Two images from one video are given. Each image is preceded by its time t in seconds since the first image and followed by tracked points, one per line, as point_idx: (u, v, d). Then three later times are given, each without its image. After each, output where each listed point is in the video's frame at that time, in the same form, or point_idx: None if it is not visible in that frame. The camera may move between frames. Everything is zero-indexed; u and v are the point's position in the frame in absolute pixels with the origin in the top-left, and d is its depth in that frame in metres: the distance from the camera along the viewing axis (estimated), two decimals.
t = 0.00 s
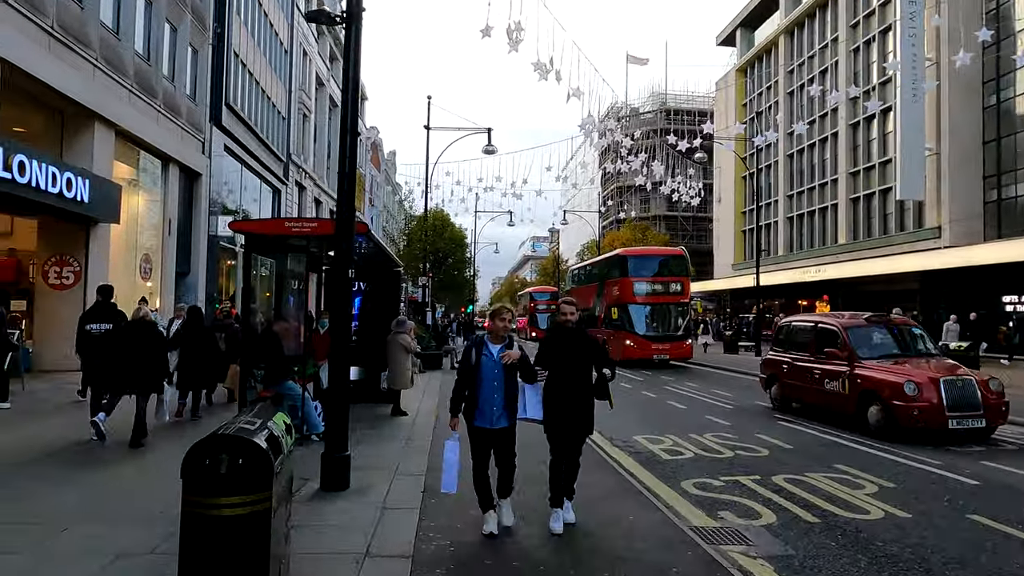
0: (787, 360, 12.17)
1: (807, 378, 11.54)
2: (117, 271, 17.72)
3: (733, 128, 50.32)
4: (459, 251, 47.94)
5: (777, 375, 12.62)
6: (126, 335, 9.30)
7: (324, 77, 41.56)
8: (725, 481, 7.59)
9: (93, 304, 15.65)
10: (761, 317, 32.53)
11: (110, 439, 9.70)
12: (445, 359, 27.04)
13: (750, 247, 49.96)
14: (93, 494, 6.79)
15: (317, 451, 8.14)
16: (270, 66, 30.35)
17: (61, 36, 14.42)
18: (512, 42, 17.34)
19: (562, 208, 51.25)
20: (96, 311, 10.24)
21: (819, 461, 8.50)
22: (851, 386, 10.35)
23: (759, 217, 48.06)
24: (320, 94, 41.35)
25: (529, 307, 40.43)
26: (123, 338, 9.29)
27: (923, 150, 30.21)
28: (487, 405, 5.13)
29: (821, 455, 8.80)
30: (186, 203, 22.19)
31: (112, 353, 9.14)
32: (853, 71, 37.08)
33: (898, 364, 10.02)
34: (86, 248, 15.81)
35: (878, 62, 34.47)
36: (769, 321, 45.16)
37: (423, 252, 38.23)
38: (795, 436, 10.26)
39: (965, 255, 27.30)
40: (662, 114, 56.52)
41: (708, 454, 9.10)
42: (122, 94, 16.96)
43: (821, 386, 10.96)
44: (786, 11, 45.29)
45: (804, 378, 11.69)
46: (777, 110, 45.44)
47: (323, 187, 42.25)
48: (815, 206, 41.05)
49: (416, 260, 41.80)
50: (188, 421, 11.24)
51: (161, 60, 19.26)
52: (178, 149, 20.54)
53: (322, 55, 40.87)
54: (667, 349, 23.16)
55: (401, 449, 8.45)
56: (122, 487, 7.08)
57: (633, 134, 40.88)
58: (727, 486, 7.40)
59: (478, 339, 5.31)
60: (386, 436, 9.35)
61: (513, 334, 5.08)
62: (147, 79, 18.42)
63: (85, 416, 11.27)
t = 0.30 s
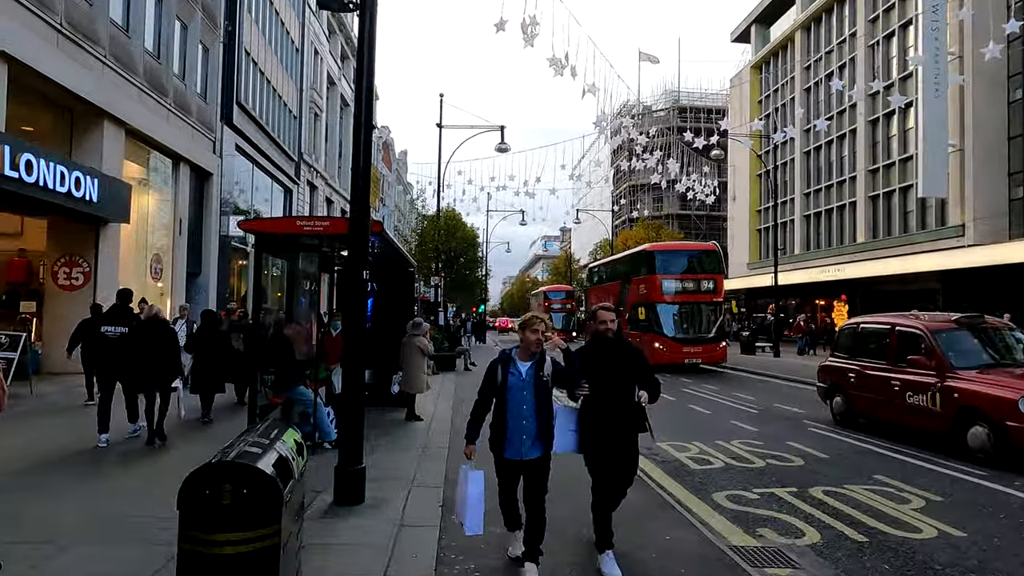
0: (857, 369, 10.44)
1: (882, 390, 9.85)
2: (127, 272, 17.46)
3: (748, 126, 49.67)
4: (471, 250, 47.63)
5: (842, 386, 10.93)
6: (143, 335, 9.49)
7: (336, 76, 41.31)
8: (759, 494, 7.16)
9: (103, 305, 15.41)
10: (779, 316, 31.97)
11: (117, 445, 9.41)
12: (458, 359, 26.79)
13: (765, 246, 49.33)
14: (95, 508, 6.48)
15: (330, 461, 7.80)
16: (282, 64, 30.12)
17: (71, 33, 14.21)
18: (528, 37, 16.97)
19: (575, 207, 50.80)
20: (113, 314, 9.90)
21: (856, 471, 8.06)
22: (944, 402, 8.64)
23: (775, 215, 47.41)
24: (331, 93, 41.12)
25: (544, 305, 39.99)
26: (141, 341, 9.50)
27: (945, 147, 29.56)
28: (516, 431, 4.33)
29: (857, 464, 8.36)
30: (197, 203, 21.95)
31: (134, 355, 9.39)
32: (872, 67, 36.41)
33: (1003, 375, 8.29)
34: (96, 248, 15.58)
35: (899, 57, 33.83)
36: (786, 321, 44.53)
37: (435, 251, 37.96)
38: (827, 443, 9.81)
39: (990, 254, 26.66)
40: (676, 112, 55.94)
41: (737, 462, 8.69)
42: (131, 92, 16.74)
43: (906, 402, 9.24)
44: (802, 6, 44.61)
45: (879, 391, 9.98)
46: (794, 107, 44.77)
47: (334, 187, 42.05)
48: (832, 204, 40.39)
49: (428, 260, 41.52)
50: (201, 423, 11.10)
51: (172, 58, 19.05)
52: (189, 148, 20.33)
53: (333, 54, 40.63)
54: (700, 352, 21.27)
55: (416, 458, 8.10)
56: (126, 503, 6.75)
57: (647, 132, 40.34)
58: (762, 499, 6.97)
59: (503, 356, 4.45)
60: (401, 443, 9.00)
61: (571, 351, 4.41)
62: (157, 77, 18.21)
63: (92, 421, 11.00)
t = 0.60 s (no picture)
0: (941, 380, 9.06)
1: (974, 404, 8.48)
2: (127, 272, 17.12)
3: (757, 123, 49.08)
4: (477, 249, 47.22)
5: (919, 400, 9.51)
6: (149, 340, 9.10)
7: (340, 74, 40.93)
8: (790, 505, 6.72)
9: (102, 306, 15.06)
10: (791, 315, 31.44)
11: (110, 451, 8.98)
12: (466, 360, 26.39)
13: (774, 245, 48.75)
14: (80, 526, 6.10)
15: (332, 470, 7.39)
16: (285, 61, 29.78)
17: (67, 25, 13.86)
18: (536, 30, 16.53)
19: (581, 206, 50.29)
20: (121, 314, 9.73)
21: (889, 480, 7.61)
22: None
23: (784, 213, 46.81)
24: (335, 91, 40.74)
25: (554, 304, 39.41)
26: (145, 345, 9.12)
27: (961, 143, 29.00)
28: (543, 449, 3.72)
29: (892, 474, 7.90)
30: (199, 201, 21.54)
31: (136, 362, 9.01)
32: (884, 61, 35.81)
33: None
34: (94, 246, 15.22)
35: (912, 51, 33.24)
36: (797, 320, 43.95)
37: (441, 250, 37.57)
38: (855, 449, 9.33)
39: (1008, 252, 26.11)
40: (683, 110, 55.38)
41: (762, 470, 8.23)
42: (130, 86, 16.36)
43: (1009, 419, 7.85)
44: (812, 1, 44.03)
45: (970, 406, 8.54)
46: (804, 103, 44.20)
47: (339, 186, 41.65)
48: (843, 201, 39.83)
49: (433, 259, 41.11)
50: (200, 427, 10.73)
51: (172, 53, 18.71)
52: (190, 144, 19.95)
53: (337, 51, 40.25)
54: (729, 354, 19.63)
55: (423, 466, 7.68)
56: (114, 518, 6.33)
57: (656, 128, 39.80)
58: (794, 512, 6.51)
59: (527, 358, 3.82)
60: (408, 449, 8.58)
61: (610, 348, 3.98)
62: (157, 72, 17.83)
63: (89, 424, 10.65)
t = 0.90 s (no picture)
0: None
1: None
2: (134, 273, 16.87)
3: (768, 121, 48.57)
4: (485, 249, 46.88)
5: None
6: (168, 332, 9.38)
7: (348, 73, 40.67)
8: (829, 516, 6.34)
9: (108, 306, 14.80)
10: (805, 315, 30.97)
11: (113, 452, 8.65)
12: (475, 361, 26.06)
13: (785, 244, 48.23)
14: (80, 534, 5.79)
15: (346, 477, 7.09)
16: (294, 59, 29.52)
17: (73, 20, 13.58)
18: (549, 24, 16.17)
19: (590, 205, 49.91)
20: (133, 312, 9.43)
21: (930, 489, 7.22)
22: None
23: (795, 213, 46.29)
24: (343, 90, 40.50)
25: (564, 304, 38.98)
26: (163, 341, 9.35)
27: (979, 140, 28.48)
28: (594, 496, 2.83)
29: (931, 482, 7.50)
30: (206, 200, 21.28)
31: (151, 354, 9.16)
32: (899, 58, 35.30)
33: None
34: (100, 244, 14.96)
35: (929, 47, 32.69)
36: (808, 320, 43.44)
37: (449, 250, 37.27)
38: (889, 455, 8.93)
39: None
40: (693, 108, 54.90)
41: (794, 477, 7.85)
42: (136, 82, 16.07)
43: None
44: None
45: None
46: (816, 101, 43.66)
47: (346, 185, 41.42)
48: (856, 200, 39.31)
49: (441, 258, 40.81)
50: (209, 428, 10.42)
51: (179, 49, 18.43)
52: (197, 141, 19.67)
53: (345, 50, 40.02)
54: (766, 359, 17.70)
55: (439, 473, 7.33)
56: (115, 526, 6.00)
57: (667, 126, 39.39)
58: (834, 523, 6.13)
59: (567, 374, 2.90)
60: (422, 454, 8.26)
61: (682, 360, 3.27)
62: (164, 68, 17.55)
63: (92, 423, 10.35)
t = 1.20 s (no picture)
0: None
1: None
2: (136, 271, 16.50)
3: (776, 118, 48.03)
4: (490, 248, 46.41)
5: None
6: (181, 334, 9.36)
7: (352, 70, 40.20)
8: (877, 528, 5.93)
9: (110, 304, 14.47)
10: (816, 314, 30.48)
11: (117, 454, 8.27)
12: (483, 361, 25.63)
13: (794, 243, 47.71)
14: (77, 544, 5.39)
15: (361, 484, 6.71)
16: (297, 55, 29.11)
17: (74, 11, 13.21)
18: (561, 15, 15.76)
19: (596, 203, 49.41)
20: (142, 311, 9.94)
21: (979, 498, 6.81)
22: None
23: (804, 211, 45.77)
24: (347, 87, 40.03)
25: (572, 302, 38.49)
26: (172, 341, 9.36)
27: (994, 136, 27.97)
28: (693, 547, 2.36)
29: (978, 491, 7.08)
30: (209, 197, 20.90)
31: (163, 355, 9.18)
32: (911, 54, 34.74)
33: None
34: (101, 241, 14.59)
35: (942, 42, 32.10)
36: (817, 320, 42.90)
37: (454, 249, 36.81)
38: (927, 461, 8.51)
39: None
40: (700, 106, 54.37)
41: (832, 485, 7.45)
42: (139, 76, 15.71)
43: None
44: None
45: None
46: (826, 98, 43.07)
47: (350, 183, 40.97)
48: (867, 198, 38.79)
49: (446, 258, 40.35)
50: (217, 429, 10.05)
51: (183, 43, 18.05)
52: (200, 138, 19.30)
53: (350, 46, 39.54)
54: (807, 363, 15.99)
55: (458, 481, 6.94)
56: (119, 529, 5.64)
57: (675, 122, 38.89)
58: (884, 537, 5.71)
59: (658, 386, 2.47)
60: (439, 459, 7.87)
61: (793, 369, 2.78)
62: (167, 62, 17.18)
63: (91, 425, 9.96)
